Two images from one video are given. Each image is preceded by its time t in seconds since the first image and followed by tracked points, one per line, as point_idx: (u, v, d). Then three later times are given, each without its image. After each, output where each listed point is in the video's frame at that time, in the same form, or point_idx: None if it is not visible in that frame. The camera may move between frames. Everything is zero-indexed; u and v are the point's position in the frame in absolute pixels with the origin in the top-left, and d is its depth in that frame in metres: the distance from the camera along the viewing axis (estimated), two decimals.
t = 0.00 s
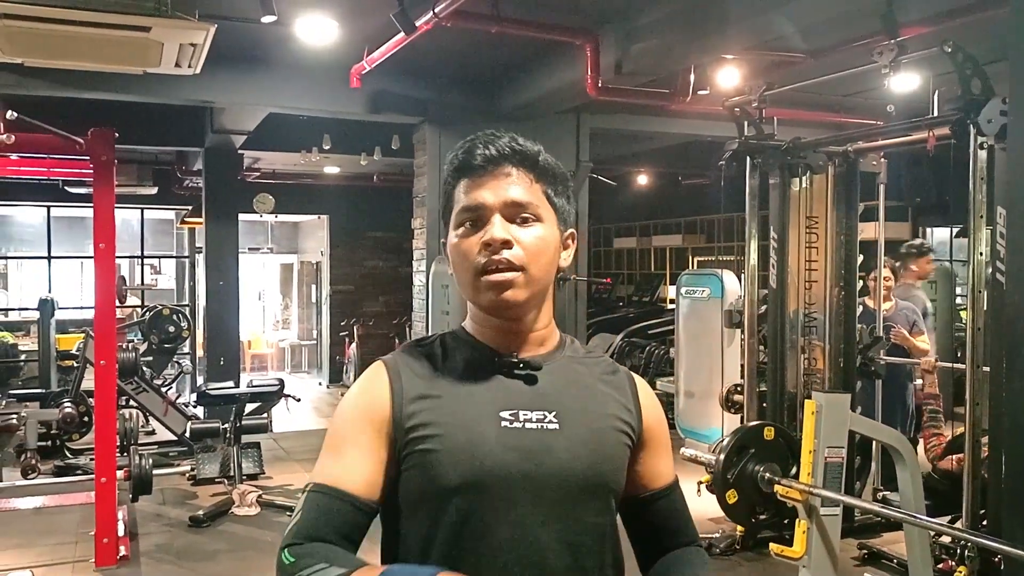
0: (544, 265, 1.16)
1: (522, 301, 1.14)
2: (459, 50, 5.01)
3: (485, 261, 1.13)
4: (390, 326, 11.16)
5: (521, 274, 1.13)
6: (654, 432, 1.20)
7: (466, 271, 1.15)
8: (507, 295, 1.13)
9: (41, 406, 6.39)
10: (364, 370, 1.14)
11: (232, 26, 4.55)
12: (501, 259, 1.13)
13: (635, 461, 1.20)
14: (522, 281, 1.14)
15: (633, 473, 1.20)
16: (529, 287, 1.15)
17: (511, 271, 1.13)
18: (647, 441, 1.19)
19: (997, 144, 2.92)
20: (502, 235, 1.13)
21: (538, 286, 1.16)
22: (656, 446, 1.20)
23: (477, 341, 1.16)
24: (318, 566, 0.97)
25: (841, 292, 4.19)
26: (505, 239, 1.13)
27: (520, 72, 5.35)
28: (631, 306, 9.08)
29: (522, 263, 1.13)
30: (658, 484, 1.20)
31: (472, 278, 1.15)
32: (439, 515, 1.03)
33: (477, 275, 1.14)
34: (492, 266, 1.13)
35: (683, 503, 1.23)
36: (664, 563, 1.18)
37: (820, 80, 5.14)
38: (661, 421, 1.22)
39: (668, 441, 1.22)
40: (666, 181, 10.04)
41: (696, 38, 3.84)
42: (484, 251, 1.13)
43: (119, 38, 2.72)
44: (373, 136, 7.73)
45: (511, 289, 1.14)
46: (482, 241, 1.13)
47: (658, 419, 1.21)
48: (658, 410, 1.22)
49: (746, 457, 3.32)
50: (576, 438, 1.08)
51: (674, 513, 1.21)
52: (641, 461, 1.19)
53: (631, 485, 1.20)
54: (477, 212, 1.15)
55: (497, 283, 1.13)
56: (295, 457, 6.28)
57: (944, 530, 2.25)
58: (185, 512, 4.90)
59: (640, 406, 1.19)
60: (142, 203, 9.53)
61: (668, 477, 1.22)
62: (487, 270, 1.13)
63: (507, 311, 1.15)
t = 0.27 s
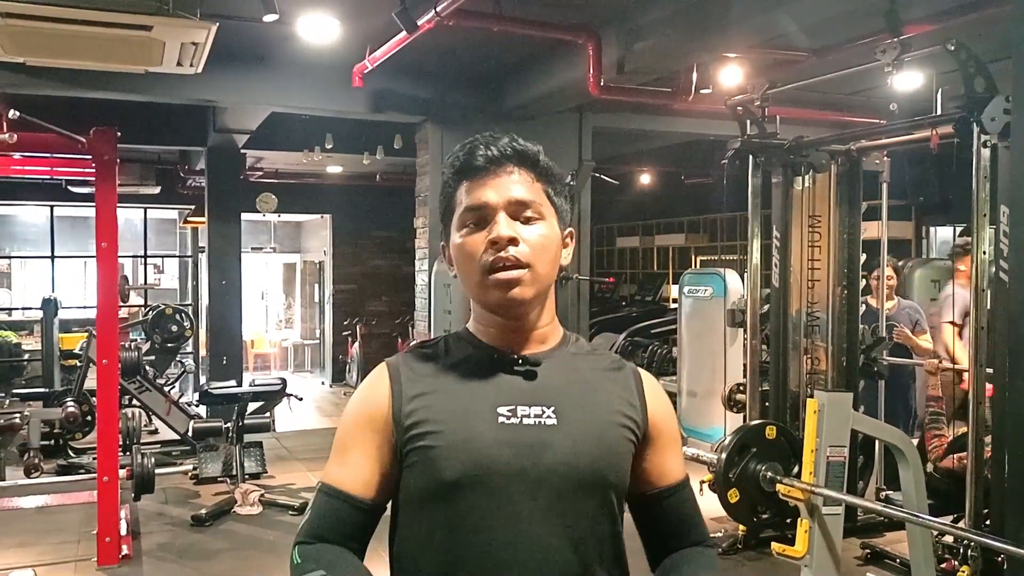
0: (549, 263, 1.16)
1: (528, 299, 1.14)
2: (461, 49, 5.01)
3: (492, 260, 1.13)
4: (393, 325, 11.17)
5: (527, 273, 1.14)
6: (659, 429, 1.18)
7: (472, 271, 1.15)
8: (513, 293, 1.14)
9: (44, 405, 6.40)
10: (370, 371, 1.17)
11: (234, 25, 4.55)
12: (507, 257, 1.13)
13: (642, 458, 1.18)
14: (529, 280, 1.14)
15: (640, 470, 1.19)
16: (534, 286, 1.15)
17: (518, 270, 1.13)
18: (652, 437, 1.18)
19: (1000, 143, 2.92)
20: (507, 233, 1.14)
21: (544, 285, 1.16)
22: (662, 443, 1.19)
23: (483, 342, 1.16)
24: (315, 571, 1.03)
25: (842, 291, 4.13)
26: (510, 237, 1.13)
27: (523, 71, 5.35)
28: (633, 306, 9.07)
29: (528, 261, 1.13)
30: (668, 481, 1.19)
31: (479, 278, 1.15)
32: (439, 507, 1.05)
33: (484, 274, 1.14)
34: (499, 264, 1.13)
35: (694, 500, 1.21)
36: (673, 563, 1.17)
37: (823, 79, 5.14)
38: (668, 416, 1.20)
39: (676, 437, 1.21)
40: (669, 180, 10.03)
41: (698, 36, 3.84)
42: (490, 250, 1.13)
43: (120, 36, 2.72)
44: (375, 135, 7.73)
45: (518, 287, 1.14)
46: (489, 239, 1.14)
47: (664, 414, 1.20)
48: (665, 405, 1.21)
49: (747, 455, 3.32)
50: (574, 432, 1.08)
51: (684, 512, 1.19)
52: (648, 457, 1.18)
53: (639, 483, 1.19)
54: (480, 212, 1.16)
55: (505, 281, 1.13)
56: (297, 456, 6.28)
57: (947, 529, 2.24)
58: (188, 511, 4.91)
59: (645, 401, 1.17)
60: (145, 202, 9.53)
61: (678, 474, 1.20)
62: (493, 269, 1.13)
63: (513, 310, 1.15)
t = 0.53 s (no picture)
0: (557, 264, 1.16)
1: (536, 299, 1.14)
2: (462, 49, 5.01)
3: (500, 259, 1.13)
4: (396, 325, 11.17)
5: (536, 272, 1.14)
6: (668, 420, 1.18)
7: (481, 270, 1.15)
8: (522, 293, 1.13)
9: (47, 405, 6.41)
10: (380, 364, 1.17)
11: (236, 26, 4.56)
12: (516, 257, 1.13)
13: (650, 449, 1.18)
14: (537, 280, 1.14)
15: (648, 462, 1.18)
16: (543, 285, 1.15)
17: (526, 270, 1.13)
18: (661, 430, 1.17)
19: (1003, 142, 2.91)
20: (516, 233, 1.14)
21: (552, 285, 1.16)
22: (671, 434, 1.18)
23: (491, 340, 1.16)
24: (326, 560, 1.03)
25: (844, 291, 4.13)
26: (519, 237, 1.13)
27: (525, 70, 5.35)
28: (636, 306, 9.07)
29: (537, 262, 1.14)
30: (677, 471, 1.18)
31: (487, 277, 1.15)
32: (446, 500, 1.04)
33: (493, 274, 1.14)
34: (507, 264, 1.13)
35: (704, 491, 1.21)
36: (684, 553, 1.17)
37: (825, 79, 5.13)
38: (677, 408, 1.19)
39: (685, 428, 1.20)
40: (672, 180, 10.03)
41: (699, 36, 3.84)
42: (499, 250, 1.13)
43: (121, 36, 2.72)
44: (377, 135, 7.73)
45: (526, 286, 1.14)
46: (498, 239, 1.14)
47: (673, 406, 1.19)
48: (674, 397, 1.20)
49: (748, 455, 3.31)
50: (581, 426, 1.08)
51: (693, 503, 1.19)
52: (656, 448, 1.17)
53: (648, 474, 1.19)
54: (490, 212, 1.16)
55: (513, 281, 1.13)
56: (300, 456, 6.28)
57: (950, 529, 2.24)
58: (190, 511, 4.91)
59: (651, 395, 1.16)
60: (147, 202, 9.55)
61: (688, 465, 1.19)
62: (502, 268, 1.14)
63: (521, 309, 1.15)
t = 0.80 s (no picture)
0: (566, 266, 1.16)
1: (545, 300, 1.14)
2: (463, 48, 5.01)
3: (510, 262, 1.13)
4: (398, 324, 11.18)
5: (544, 274, 1.14)
6: (672, 417, 1.17)
7: (490, 271, 1.15)
8: (531, 295, 1.14)
9: (48, 404, 6.41)
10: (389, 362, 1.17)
11: (236, 25, 4.57)
12: (525, 260, 1.13)
13: (655, 446, 1.18)
14: (545, 281, 1.14)
15: (653, 458, 1.18)
16: (552, 286, 1.15)
17: (536, 272, 1.13)
18: (665, 426, 1.17)
19: (1003, 142, 2.91)
20: (526, 236, 1.14)
21: (561, 285, 1.16)
22: (674, 430, 1.18)
23: (499, 338, 1.16)
24: (342, 557, 1.04)
25: (846, 290, 4.15)
26: (529, 241, 1.13)
27: (526, 70, 5.35)
28: (637, 306, 9.06)
29: (546, 265, 1.14)
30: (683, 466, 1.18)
31: (496, 278, 1.15)
32: (454, 498, 1.05)
33: (502, 275, 1.14)
34: (517, 267, 1.13)
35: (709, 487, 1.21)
36: (692, 546, 1.17)
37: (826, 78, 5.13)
38: (681, 404, 1.19)
39: (688, 423, 1.19)
40: (674, 179, 10.02)
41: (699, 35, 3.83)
42: (509, 253, 1.13)
43: (122, 35, 2.73)
44: (379, 134, 7.72)
45: (535, 288, 1.14)
46: (508, 242, 1.14)
47: (676, 402, 1.19)
48: (677, 394, 1.20)
49: (748, 454, 3.31)
50: (587, 424, 1.08)
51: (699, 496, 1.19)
52: (660, 445, 1.17)
53: (653, 471, 1.19)
54: (500, 214, 1.15)
55: (523, 283, 1.14)
56: (301, 455, 6.28)
57: (950, 529, 2.24)
58: (191, 510, 4.92)
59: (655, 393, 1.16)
60: (149, 201, 9.55)
61: (692, 459, 1.19)
62: (512, 270, 1.14)
63: (529, 310, 1.15)
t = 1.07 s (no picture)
0: (577, 272, 1.16)
1: (556, 308, 1.14)
2: (465, 48, 5.02)
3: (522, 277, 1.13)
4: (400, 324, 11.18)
5: (556, 284, 1.14)
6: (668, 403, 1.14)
7: (502, 282, 1.15)
8: (545, 306, 1.13)
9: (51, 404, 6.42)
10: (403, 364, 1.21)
11: (238, 25, 4.58)
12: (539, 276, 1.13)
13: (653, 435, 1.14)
14: (557, 290, 1.14)
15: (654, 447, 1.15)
16: (563, 293, 1.15)
17: (546, 284, 1.13)
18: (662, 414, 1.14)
19: (1005, 141, 2.90)
20: (537, 250, 1.13)
21: (572, 290, 1.16)
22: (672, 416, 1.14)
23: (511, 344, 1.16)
24: (351, 543, 1.07)
25: (848, 290, 4.15)
26: (540, 255, 1.13)
27: (528, 70, 5.35)
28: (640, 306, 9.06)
29: (557, 274, 1.14)
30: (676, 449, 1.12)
31: (508, 287, 1.15)
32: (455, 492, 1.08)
33: (513, 285, 1.14)
34: (530, 281, 1.13)
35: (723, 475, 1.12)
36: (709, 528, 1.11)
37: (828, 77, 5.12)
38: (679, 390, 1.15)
39: (690, 408, 1.14)
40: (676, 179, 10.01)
41: (701, 35, 3.83)
42: (521, 265, 1.13)
43: (124, 35, 2.73)
44: (381, 134, 7.73)
45: (546, 298, 1.14)
46: (519, 255, 1.13)
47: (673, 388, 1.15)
48: (676, 382, 1.16)
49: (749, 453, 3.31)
50: (583, 421, 1.07)
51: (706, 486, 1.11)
52: (657, 431, 1.13)
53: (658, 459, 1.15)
54: (510, 224, 1.15)
55: (534, 293, 1.13)
56: (303, 455, 6.29)
57: (951, 528, 2.22)
58: (193, 509, 4.92)
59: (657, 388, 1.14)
60: (152, 201, 9.57)
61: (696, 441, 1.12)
62: (523, 281, 1.14)
63: (543, 320, 1.15)
